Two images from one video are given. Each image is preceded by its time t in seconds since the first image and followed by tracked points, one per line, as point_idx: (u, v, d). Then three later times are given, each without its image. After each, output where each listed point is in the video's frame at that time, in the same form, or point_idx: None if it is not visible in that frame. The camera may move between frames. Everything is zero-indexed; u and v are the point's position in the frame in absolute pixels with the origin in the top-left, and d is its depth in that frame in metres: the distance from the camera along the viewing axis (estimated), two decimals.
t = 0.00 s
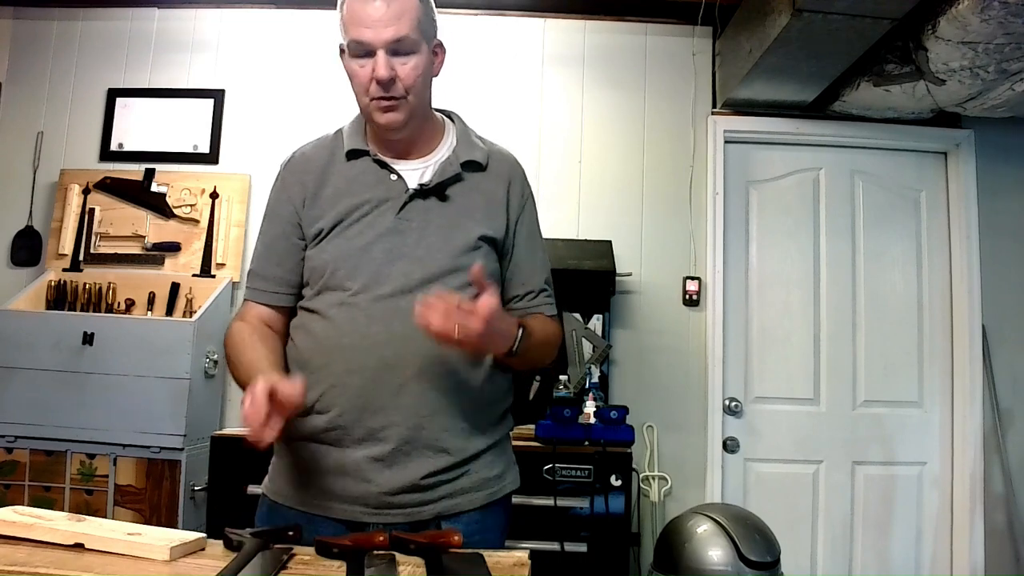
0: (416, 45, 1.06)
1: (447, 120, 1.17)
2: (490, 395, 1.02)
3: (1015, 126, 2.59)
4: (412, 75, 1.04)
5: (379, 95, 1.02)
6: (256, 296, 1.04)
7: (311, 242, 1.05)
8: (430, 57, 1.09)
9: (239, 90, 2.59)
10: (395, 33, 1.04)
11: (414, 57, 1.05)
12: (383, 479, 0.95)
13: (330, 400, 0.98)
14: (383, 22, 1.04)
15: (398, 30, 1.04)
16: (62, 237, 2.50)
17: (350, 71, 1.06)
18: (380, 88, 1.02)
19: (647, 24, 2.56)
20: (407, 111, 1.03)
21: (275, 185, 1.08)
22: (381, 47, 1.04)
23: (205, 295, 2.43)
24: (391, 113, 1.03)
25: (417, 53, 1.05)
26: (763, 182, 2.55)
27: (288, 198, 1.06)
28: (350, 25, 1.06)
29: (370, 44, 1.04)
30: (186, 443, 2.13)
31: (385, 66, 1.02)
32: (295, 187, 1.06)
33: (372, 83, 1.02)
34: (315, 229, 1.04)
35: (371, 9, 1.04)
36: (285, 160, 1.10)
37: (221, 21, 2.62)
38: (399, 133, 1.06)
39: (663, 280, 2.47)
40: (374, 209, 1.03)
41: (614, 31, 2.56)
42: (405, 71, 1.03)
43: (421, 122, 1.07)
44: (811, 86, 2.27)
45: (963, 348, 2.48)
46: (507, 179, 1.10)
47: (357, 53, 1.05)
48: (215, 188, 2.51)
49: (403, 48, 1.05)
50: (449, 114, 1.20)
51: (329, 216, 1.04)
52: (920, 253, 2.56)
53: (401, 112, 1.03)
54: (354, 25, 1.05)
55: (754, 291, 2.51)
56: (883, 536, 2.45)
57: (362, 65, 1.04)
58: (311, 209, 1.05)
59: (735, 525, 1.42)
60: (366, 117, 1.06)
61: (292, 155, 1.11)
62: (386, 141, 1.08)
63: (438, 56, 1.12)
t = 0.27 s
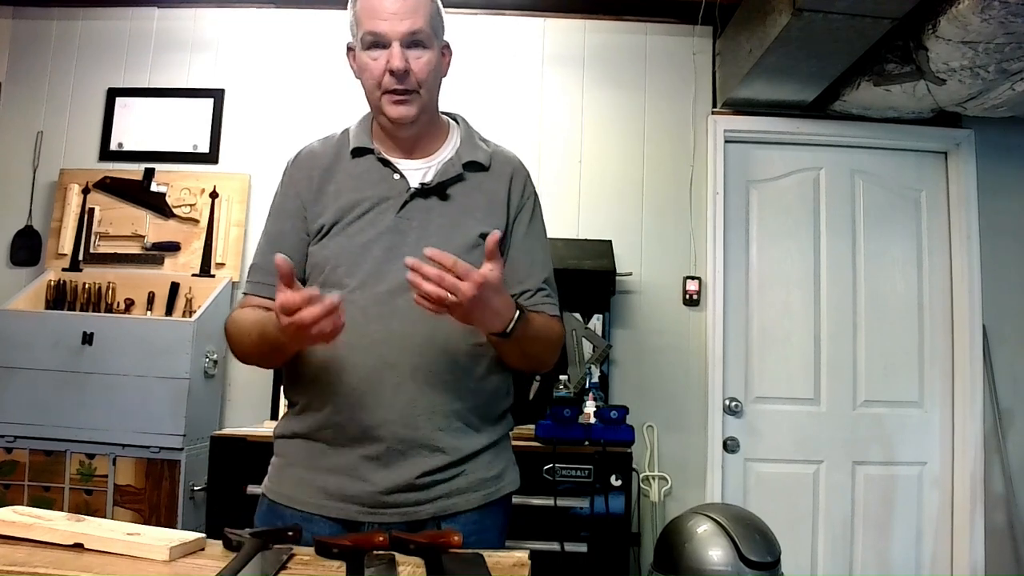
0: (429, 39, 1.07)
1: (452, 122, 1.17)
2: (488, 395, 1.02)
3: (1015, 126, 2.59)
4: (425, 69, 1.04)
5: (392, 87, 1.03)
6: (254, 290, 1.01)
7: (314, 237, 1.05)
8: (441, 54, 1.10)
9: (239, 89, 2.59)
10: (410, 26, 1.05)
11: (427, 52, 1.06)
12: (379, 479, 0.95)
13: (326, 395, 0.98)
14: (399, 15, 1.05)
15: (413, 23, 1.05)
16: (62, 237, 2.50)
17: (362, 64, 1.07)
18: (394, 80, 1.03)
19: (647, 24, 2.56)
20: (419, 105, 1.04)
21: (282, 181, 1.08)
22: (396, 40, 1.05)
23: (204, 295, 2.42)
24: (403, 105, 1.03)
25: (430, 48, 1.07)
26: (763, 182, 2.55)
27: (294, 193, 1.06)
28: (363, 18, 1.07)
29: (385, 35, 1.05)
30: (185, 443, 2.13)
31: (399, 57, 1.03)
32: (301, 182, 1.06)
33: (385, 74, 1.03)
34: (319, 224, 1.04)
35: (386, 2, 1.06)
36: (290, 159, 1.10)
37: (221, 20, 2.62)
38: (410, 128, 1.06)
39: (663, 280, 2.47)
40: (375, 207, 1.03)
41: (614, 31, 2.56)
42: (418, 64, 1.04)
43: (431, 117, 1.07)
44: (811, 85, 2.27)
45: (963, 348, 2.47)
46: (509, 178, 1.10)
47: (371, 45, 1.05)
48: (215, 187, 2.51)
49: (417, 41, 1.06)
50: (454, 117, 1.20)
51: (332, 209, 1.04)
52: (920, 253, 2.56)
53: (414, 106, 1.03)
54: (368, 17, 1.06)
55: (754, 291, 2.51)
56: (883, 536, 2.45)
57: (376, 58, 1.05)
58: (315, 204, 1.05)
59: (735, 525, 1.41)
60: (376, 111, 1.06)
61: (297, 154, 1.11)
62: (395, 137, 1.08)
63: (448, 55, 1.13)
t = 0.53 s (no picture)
0: (443, 43, 1.07)
1: (456, 123, 1.17)
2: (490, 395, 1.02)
3: (1015, 126, 2.59)
4: (436, 71, 1.04)
5: (401, 83, 1.02)
6: (256, 288, 1.02)
7: (315, 236, 1.05)
8: (452, 59, 1.10)
9: (240, 89, 2.59)
10: (426, 27, 1.05)
11: (439, 54, 1.06)
12: (380, 478, 0.95)
13: (326, 394, 0.99)
14: (416, 15, 1.05)
15: (430, 24, 1.05)
16: (62, 237, 2.50)
17: (373, 57, 1.06)
18: (404, 77, 1.02)
19: (647, 24, 2.56)
20: (425, 104, 1.04)
21: (284, 180, 1.07)
22: (411, 38, 1.05)
23: (204, 295, 2.42)
24: (409, 102, 1.02)
25: (442, 52, 1.07)
26: (763, 182, 2.55)
27: (296, 192, 1.06)
28: (380, 13, 1.07)
29: (401, 32, 1.05)
30: (185, 443, 2.13)
31: (412, 55, 1.03)
32: (303, 181, 1.06)
33: (396, 70, 1.03)
34: (318, 223, 1.04)
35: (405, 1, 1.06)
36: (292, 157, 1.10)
37: (221, 20, 2.62)
38: (413, 125, 1.06)
39: (663, 280, 2.47)
40: (377, 206, 1.03)
41: (613, 31, 2.56)
42: (429, 65, 1.04)
43: (435, 118, 1.07)
44: (811, 85, 2.27)
45: (963, 348, 2.47)
46: (511, 178, 1.09)
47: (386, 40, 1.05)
48: (215, 187, 2.51)
49: (431, 43, 1.06)
50: (457, 117, 1.19)
51: (333, 208, 1.04)
52: (920, 253, 2.56)
53: (420, 103, 1.03)
54: (384, 14, 1.06)
55: (754, 291, 2.51)
56: (883, 536, 2.44)
57: (389, 53, 1.04)
58: (317, 203, 1.05)
59: (735, 525, 1.41)
60: (381, 105, 1.05)
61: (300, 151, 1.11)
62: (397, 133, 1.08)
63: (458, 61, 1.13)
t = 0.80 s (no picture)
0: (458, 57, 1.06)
1: (457, 125, 1.17)
2: (490, 396, 1.02)
3: (1015, 126, 2.59)
4: (447, 85, 1.04)
5: (411, 94, 1.02)
6: (257, 288, 1.03)
7: (316, 236, 1.05)
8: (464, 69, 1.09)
9: (240, 89, 2.59)
10: (444, 40, 1.04)
11: (453, 68, 1.06)
12: (382, 478, 0.95)
13: (325, 396, 0.99)
14: (435, 25, 1.04)
15: (448, 38, 1.04)
16: (62, 237, 2.50)
17: (386, 59, 1.05)
18: (415, 87, 1.02)
19: (647, 24, 2.56)
20: (431, 115, 1.03)
21: (285, 181, 1.08)
22: (428, 48, 1.04)
23: (205, 295, 2.42)
24: (417, 112, 1.02)
25: (456, 66, 1.06)
26: (763, 182, 2.55)
27: (297, 193, 1.06)
28: (400, 18, 1.05)
29: (418, 42, 1.03)
30: (185, 443, 2.13)
31: (426, 67, 1.02)
32: (303, 181, 1.06)
33: (408, 80, 1.02)
34: (320, 224, 1.04)
35: (427, 9, 1.04)
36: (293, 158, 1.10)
37: (222, 20, 2.62)
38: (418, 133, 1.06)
39: (663, 280, 2.47)
40: (379, 207, 1.03)
41: (613, 31, 2.56)
42: (442, 78, 1.04)
43: (439, 128, 1.07)
44: (811, 85, 2.27)
45: (963, 348, 2.47)
46: (513, 182, 1.09)
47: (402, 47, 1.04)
48: (215, 187, 2.51)
49: (447, 56, 1.05)
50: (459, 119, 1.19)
51: (335, 210, 1.04)
52: (920, 253, 2.56)
53: (427, 115, 1.03)
54: (403, 18, 1.05)
55: (754, 291, 2.51)
56: (883, 536, 2.44)
57: (403, 60, 1.03)
58: (317, 204, 1.05)
59: (735, 525, 1.41)
60: (388, 109, 1.05)
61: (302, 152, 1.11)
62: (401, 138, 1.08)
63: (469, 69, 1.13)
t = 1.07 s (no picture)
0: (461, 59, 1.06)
1: (461, 127, 1.17)
2: (489, 397, 1.02)
3: (1015, 126, 2.59)
4: (451, 87, 1.04)
5: (415, 96, 1.02)
6: (260, 288, 1.03)
7: (320, 236, 1.05)
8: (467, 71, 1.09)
9: (240, 89, 2.59)
10: (448, 42, 1.04)
11: (456, 70, 1.05)
12: (382, 477, 0.95)
13: (324, 398, 0.99)
14: (438, 28, 1.04)
15: (451, 40, 1.04)
16: (62, 237, 2.50)
17: (388, 61, 1.05)
18: (418, 90, 1.02)
19: (646, 24, 2.56)
20: (435, 118, 1.03)
21: (289, 179, 1.07)
22: (431, 51, 1.03)
23: (205, 295, 2.42)
24: (420, 115, 1.02)
25: (459, 68, 1.06)
26: (763, 182, 2.55)
27: (301, 193, 1.05)
28: (402, 20, 1.05)
29: (421, 45, 1.03)
30: (185, 443, 2.13)
31: (430, 70, 1.02)
32: (307, 181, 1.06)
33: (411, 82, 1.02)
34: (324, 224, 1.04)
35: (430, 11, 1.04)
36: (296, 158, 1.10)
37: (222, 20, 2.62)
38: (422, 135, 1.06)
39: (663, 279, 2.47)
40: (383, 208, 1.03)
41: (613, 31, 2.56)
42: (446, 81, 1.03)
43: (442, 131, 1.07)
44: (811, 85, 2.27)
45: (963, 348, 2.47)
46: (515, 184, 1.10)
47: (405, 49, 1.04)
48: (215, 187, 2.51)
49: (450, 58, 1.05)
50: (462, 121, 1.19)
51: (338, 211, 1.04)
52: (920, 253, 2.56)
53: (430, 117, 1.03)
54: (406, 20, 1.04)
55: (754, 291, 2.51)
56: (883, 536, 2.45)
57: (406, 63, 1.03)
58: (321, 204, 1.05)
59: (735, 526, 1.41)
60: (392, 112, 1.05)
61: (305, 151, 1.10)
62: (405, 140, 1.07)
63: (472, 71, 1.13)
